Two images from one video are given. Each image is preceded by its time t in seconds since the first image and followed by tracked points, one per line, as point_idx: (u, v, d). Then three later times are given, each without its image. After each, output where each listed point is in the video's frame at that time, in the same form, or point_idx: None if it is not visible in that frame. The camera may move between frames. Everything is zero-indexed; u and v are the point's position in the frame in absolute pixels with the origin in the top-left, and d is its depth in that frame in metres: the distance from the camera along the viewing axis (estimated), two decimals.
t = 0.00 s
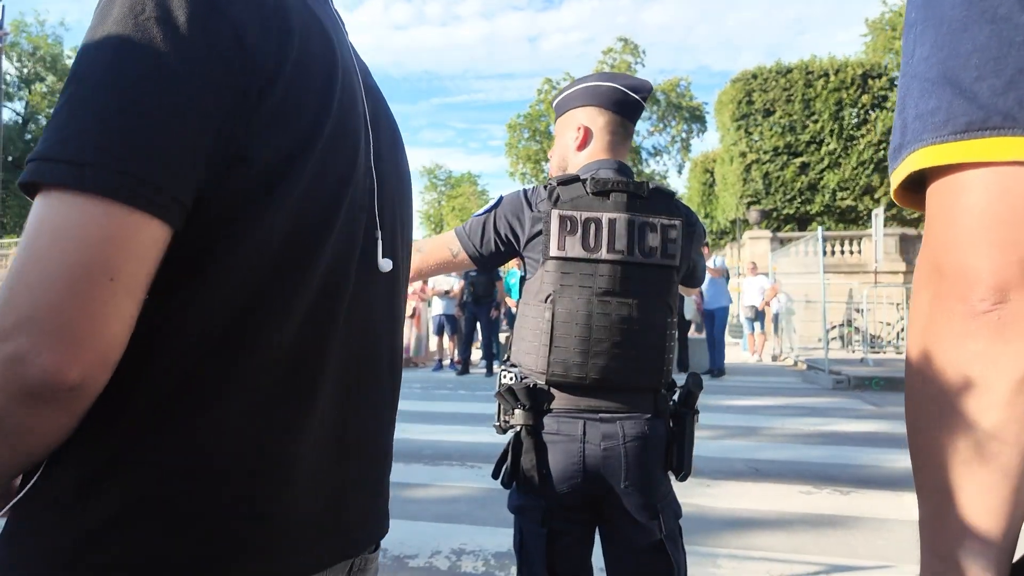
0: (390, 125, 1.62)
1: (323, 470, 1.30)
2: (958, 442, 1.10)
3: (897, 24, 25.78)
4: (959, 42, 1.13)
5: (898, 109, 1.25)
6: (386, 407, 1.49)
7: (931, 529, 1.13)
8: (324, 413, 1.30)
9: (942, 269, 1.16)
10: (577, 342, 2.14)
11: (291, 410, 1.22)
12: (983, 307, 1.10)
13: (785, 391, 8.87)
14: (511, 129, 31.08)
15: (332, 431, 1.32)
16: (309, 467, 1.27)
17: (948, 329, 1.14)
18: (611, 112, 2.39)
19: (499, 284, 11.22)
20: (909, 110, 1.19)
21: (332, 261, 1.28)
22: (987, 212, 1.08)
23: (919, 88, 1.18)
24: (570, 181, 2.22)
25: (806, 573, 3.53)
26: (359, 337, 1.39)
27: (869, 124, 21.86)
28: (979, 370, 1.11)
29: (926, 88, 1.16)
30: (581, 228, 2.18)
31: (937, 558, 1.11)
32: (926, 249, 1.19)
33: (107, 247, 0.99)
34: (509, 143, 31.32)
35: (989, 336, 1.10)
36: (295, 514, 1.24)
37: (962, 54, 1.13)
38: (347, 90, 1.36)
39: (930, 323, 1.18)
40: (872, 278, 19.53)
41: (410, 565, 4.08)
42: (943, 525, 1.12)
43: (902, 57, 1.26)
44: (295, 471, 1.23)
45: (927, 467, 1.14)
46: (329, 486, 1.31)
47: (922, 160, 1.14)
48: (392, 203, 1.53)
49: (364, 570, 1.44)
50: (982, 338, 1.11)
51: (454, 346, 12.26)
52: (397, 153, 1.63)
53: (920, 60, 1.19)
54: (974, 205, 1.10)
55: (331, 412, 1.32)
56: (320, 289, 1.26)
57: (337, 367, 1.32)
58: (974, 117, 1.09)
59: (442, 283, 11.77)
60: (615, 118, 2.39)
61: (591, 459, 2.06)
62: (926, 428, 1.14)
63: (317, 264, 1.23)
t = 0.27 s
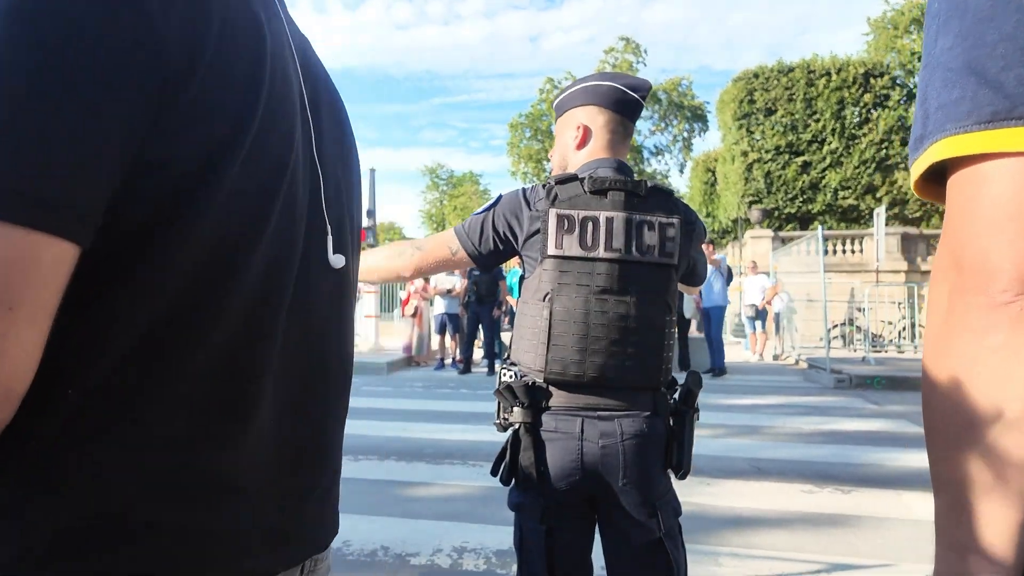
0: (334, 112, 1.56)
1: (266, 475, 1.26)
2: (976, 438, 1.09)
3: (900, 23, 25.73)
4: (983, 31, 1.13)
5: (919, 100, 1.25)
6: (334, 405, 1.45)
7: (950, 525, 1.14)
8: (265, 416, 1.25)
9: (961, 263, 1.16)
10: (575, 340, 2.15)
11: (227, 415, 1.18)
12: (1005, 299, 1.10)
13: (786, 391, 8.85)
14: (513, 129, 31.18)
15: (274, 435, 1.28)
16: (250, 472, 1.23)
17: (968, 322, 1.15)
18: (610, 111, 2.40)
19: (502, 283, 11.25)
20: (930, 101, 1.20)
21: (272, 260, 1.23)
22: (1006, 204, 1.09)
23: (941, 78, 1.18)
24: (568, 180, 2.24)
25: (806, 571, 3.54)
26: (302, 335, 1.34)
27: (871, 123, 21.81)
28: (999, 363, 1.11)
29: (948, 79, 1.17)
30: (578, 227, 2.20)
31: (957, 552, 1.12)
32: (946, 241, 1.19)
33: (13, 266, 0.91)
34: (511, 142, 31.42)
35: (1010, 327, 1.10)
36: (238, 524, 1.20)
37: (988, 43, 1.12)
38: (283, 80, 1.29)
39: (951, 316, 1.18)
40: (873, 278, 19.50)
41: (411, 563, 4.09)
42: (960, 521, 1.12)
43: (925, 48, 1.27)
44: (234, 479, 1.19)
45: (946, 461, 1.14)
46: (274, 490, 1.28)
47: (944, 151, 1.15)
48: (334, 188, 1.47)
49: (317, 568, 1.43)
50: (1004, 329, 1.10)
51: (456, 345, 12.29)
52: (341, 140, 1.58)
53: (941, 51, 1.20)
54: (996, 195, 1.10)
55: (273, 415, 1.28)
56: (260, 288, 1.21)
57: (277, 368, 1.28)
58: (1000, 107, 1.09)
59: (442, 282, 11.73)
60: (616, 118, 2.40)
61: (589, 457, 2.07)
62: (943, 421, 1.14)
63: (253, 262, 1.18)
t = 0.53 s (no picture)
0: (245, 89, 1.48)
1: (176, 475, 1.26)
2: (972, 432, 1.11)
3: (901, 21, 25.68)
4: (991, 29, 1.14)
5: (924, 98, 1.26)
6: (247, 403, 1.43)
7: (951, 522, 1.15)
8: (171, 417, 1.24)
9: (966, 260, 1.17)
10: (572, 339, 2.17)
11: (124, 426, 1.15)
12: (1006, 296, 1.11)
13: (788, 390, 8.86)
14: (515, 129, 31.25)
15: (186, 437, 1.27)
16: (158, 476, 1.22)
17: (971, 320, 1.16)
18: (608, 111, 2.40)
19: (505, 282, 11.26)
20: (936, 97, 1.21)
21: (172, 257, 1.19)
22: (1010, 203, 1.10)
23: (947, 77, 1.19)
24: (565, 179, 2.25)
25: (805, 570, 3.56)
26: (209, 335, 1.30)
27: (872, 122, 21.76)
28: (1000, 360, 1.12)
29: (954, 76, 1.18)
30: (576, 226, 2.21)
31: (955, 545, 1.14)
32: (951, 239, 1.20)
33: None
34: (513, 142, 31.49)
35: (1011, 325, 1.11)
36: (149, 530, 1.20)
37: (995, 42, 1.13)
38: (177, 69, 1.23)
39: (954, 315, 1.19)
40: (875, 277, 19.50)
41: (412, 561, 4.11)
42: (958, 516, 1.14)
43: (930, 44, 1.28)
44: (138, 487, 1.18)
45: (945, 458, 1.16)
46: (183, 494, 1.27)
47: (950, 149, 1.16)
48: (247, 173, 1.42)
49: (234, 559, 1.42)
50: (1005, 328, 1.12)
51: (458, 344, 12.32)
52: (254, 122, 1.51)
53: (947, 48, 1.21)
54: (1000, 193, 1.11)
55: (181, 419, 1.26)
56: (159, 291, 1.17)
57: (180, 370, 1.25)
58: (1004, 105, 1.10)
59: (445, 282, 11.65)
60: (614, 118, 2.41)
61: (586, 456, 2.08)
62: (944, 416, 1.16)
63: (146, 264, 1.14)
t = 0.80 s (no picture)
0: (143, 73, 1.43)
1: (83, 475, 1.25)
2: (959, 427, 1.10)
3: (903, 20, 25.68)
4: (973, 30, 1.14)
5: (911, 100, 1.26)
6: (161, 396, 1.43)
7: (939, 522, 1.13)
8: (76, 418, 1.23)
9: (949, 259, 1.17)
10: (567, 337, 2.17)
11: (31, 432, 1.14)
12: (986, 295, 1.10)
13: (789, 389, 8.85)
14: (516, 128, 31.21)
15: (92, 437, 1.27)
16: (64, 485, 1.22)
17: (955, 319, 1.15)
18: (605, 110, 2.39)
19: (506, 281, 11.24)
20: (921, 99, 1.20)
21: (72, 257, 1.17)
22: (993, 203, 1.09)
23: (932, 79, 1.19)
24: (561, 178, 2.26)
25: (806, 568, 3.55)
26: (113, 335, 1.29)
27: (875, 121, 21.85)
28: (982, 357, 1.11)
29: (939, 78, 1.18)
30: (571, 224, 2.21)
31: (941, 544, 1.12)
32: (933, 238, 1.19)
33: None
34: (514, 141, 31.45)
35: (993, 324, 1.10)
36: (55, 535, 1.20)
37: (978, 44, 1.13)
38: (69, 55, 1.18)
39: (938, 314, 1.18)
40: (878, 276, 19.45)
41: (412, 559, 4.11)
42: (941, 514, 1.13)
43: (917, 46, 1.27)
44: (44, 492, 1.18)
45: (930, 457, 1.15)
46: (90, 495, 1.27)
47: (933, 151, 1.16)
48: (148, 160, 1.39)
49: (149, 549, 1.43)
50: (987, 327, 1.11)
51: (458, 343, 12.31)
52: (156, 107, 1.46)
53: (933, 50, 1.21)
54: (984, 193, 1.10)
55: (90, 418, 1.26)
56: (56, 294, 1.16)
57: (86, 371, 1.24)
58: (985, 106, 1.10)
59: (447, 281, 11.80)
60: (609, 116, 2.40)
61: (581, 454, 2.08)
62: (928, 413, 1.15)
63: (43, 266, 1.13)
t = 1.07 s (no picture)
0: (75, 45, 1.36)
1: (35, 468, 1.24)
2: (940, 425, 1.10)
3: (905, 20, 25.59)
4: (951, 31, 1.14)
5: (892, 99, 1.25)
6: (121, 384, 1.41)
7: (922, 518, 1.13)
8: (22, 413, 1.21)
9: (928, 258, 1.16)
10: (564, 334, 2.15)
11: None
12: (964, 294, 1.10)
13: (791, 388, 8.83)
14: (518, 126, 31.20)
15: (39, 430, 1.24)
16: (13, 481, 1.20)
17: (933, 317, 1.14)
18: (601, 110, 2.38)
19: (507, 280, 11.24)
20: (901, 98, 1.19)
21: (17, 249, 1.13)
22: (972, 203, 1.09)
23: (911, 79, 1.18)
24: (557, 175, 2.25)
25: (808, 567, 3.55)
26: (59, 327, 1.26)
27: (877, 120, 21.88)
28: (959, 354, 1.11)
29: (918, 78, 1.17)
30: (568, 221, 2.20)
31: (924, 539, 1.12)
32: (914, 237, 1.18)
33: None
34: (516, 140, 31.44)
35: (970, 322, 1.10)
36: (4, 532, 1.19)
37: (956, 44, 1.13)
38: None
39: (918, 313, 1.17)
40: (881, 274, 19.41)
41: (413, 558, 4.11)
42: (923, 510, 1.13)
43: (898, 46, 1.26)
44: None
45: (912, 454, 1.15)
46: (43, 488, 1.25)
47: (916, 149, 1.14)
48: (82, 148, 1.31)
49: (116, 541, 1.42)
50: (965, 324, 1.10)
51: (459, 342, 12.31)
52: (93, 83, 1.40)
53: (914, 50, 1.20)
54: (963, 193, 1.09)
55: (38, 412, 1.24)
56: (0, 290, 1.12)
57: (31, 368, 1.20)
58: (961, 107, 1.10)
59: (449, 281, 11.90)
60: (603, 116, 2.39)
61: (579, 451, 2.07)
62: (909, 411, 1.15)
63: None
